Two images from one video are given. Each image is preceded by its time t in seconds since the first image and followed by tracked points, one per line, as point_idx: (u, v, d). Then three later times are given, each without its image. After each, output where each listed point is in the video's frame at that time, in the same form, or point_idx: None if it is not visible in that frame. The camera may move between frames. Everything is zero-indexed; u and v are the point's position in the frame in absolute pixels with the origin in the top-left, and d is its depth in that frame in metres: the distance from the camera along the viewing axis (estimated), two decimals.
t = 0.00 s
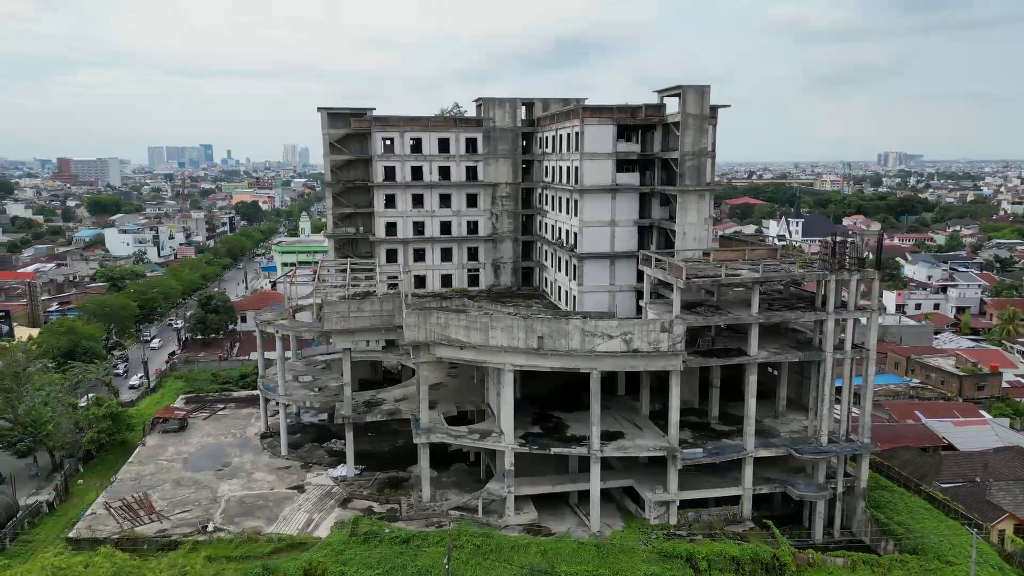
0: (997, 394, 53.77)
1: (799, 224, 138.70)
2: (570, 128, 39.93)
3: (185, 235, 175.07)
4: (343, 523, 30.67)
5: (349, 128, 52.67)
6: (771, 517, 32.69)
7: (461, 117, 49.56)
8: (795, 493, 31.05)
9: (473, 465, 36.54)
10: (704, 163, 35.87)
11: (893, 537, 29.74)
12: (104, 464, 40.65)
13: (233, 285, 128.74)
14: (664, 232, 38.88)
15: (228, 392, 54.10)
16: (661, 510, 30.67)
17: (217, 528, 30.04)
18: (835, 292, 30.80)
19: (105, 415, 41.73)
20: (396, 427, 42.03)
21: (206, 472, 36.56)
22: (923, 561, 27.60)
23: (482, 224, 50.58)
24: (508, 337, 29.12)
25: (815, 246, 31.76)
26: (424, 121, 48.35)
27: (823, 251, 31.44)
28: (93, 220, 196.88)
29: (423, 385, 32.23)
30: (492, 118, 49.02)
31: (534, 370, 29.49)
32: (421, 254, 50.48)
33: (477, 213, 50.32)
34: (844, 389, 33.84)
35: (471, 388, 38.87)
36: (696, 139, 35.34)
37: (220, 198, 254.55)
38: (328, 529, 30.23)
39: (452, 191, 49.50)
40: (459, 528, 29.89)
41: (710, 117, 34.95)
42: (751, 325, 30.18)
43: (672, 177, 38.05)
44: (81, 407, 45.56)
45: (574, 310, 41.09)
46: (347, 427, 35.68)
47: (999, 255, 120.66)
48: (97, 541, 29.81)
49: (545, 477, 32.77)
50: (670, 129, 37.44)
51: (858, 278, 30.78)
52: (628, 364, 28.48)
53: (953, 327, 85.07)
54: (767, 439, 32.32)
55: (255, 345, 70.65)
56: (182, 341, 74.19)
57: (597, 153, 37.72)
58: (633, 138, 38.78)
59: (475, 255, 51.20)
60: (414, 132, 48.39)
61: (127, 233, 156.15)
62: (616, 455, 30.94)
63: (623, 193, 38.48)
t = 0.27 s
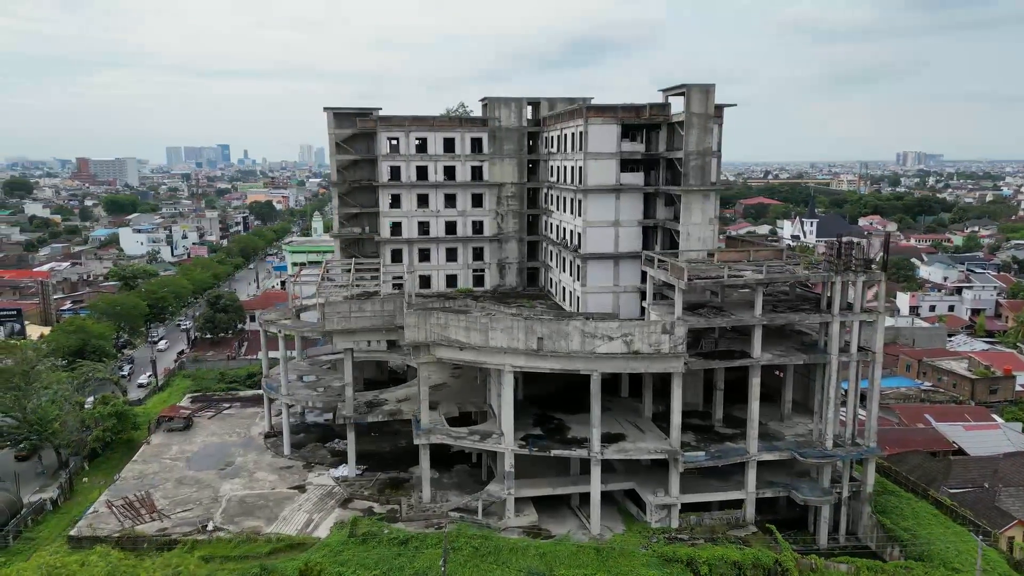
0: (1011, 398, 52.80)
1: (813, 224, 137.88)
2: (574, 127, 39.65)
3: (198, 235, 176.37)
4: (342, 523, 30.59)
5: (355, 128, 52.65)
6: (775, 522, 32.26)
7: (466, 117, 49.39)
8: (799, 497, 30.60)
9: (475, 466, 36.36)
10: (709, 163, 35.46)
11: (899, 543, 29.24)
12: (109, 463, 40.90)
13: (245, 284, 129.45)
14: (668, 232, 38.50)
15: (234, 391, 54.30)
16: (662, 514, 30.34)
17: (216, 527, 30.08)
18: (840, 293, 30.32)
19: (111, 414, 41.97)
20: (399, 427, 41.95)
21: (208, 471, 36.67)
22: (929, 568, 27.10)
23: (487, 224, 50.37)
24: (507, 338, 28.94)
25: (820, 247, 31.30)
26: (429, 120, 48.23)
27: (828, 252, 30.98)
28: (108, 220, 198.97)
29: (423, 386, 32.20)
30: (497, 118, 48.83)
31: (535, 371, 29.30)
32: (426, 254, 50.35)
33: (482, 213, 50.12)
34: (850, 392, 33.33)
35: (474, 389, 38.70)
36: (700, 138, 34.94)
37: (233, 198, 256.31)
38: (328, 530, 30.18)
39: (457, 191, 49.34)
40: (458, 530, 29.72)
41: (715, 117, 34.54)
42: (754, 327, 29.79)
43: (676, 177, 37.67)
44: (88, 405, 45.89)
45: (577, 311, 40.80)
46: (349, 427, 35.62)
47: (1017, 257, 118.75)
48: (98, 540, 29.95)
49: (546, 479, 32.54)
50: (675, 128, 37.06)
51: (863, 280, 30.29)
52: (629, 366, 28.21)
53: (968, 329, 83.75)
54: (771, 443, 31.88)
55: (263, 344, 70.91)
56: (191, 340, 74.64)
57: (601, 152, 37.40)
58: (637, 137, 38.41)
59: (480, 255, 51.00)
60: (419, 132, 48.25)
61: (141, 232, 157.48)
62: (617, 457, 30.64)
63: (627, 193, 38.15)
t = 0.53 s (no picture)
0: None
1: (827, 225, 136.89)
2: (578, 127, 39.37)
3: (211, 234, 177.64)
4: (342, 524, 30.54)
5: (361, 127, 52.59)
6: (779, 526, 31.86)
7: (472, 116, 49.23)
8: (803, 501, 30.18)
9: (476, 467, 36.21)
10: (713, 163, 35.04)
11: (905, 549, 28.77)
12: (114, 461, 41.15)
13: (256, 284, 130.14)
14: (673, 233, 38.13)
15: (240, 390, 54.51)
16: (663, 517, 30.05)
17: (217, 527, 30.12)
18: (846, 295, 29.89)
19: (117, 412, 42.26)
20: (403, 428, 41.87)
21: (211, 471, 36.78)
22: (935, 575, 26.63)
23: (492, 224, 50.17)
24: (507, 339, 28.78)
25: (826, 248, 30.86)
26: (434, 120, 48.07)
27: (833, 253, 30.53)
28: (124, 219, 201.04)
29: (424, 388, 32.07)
30: (502, 118, 48.63)
31: (534, 373, 29.12)
32: (431, 254, 50.21)
33: (487, 213, 49.92)
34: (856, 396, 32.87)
35: (476, 390, 38.53)
36: (704, 138, 34.55)
37: (246, 197, 257.98)
38: (328, 531, 30.14)
39: (462, 191, 49.17)
40: (458, 531, 29.59)
41: (719, 116, 34.14)
42: (757, 329, 29.41)
43: (681, 177, 37.28)
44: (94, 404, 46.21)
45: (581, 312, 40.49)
46: (350, 428, 35.56)
47: None
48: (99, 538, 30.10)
49: (547, 481, 32.33)
50: (680, 127, 36.69)
51: (869, 281, 29.82)
52: (629, 368, 27.98)
53: (983, 331, 82.50)
54: (775, 446, 31.46)
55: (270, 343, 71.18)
56: (200, 339, 75.09)
57: (605, 152, 37.12)
58: (642, 137, 38.09)
59: (485, 255, 50.80)
60: (424, 132, 48.16)
61: (154, 231, 158.67)
62: (619, 460, 30.36)
63: (631, 193, 37.82)
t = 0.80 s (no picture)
0: None
1: (841, 225, 135.60)
2: (582, 127, 39.09)
3: (224, 234, 178.80)
4: (341, 524, 30.52)
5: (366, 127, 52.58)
6: (782, 530, 31.49)
7: (477, 116, 49.07)
8: (806, 505, 29.78)
9: (478, 468, 36.08)
10: (717, 163, 34.66)
11: (910, 555, 28.31)
12: (119, 460, 41.45)
13: (267, 283, 130.73)
14: (677, 233, 37.80)
15: (246, 389, 54.74)
16: (664, 520, 29.77)
17: (217, 526, 30.21)
18: (850, 297, 29.46)
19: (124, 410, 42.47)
20: (406, 428, 41.82)
21: (214, 470, 36.92)
22: None
23: (497, 224, 50.00)
24: (506, 340, 28.61)
25: (830, 250, 30.42)
26: (439, 120, 47.98)
27: (838, 255, 30.09)
28: (138, 219, 202.99)
29: (424, 388, 31.97)
30: (508, 117, 48.45)
31: (534, 374, 28.94)
32: (436, 254, 50.14)
33: (492, 213, 49.76)
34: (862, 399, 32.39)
35: (478, 391, 38.40)
36: (708, 138, 34.17)
37: (259, 197, 259.51)
38: (327, 531, 30.13)
39: (467, 191, 49.04)
40: (457, 533, 29.45)
41: (723, 115, 33.75)
42: (759, 331, 29.05)
43: (686, 177, 36.93)
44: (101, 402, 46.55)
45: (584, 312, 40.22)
46: (352, 428, 35.53)
47: None
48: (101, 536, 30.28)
49: (547, 483, 32.14)
50: (684, 127, 36.34)
51: (875, 283, 29.36)
52: (629, 370, 27.72)
53: (999, 333, 81.15)
54: (778, 449, 31.07)
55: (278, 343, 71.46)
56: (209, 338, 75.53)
57: (608, 152, 36.83)
58: (646, 137, 37.77)
59: (490, 255, 50.64)
60: (429, 132, 48.06)
61: (168, 231, 159.97)
62: (619, 462, 30.11)
63: (635, 193, 37.51)
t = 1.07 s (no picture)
0: None
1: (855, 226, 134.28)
2: (585, 127, 38.90)
3: (236, 234, 179.96)
4: (340, 524, 30.53)
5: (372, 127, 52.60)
6: (784, 534, 31.15)
7: (482, 116, 48.98)
8: (809, 509, 29.42)
9: (479, 469, 35.96)
10: (720, 163, 34.35)
11: (914, 561, 27.90)
12: (124, 458, 41.74)
13: (277, 283, 131.35)
14: (680, 234, 37.51)
15: (252, 388, 54.96)
16: (664, 523, 29.51)
17: (217, 525, 30.31)
18: (854, 298, 29.09)
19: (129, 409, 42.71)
20: (408, 428, 41.78)
21: (216, 469, 37.08)
22: None
23: (502, 224, 49.86)
24: (505, 341, 28.50)
25: (834, 251, 30.05)
26: (443, 120, 47.94)
27: (842, 256, 29.72)
28: (152, 218, 204.85)
29: (423, 388, 31.92)
30: (512, 117, 48.30)
31: (533, 375, 28.82)
32: (440, 254, 50.08)
33: (497, 213, 49.63)
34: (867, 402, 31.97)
35: (480, 391, 38.28)
36: (711, 137, 33.87)
37: (271, 197, 260.99)
38: (325, 531, 30.14)
39: (471, 191, 48.96)
40: (455, 534, 29.36)
41: (726, 115, 33.43)
42: (761, 333, 28.75)
43: (689, 177, 36.64)
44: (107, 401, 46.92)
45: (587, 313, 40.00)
46: (352, 428, 35.53)
47: None
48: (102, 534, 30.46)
49: (547, 485, 31.97)
50: (687, 127, 36.06)
51: (879, 284, 28.97)
52: (628, 371, 27.53)
53: (1013, 336, 79.88)
54: (780, 452, 30.72)
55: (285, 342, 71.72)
56: (218, 338, 75.98)
57: (611, 152, 36.60)
58: (649, 137, 37.53)
59: (495, 256, 50.48)
60: (433, 132, 48.03)
61: (180, 230, 161.06)
62: (619, 464, 29.88)
63: (638, 193, 37.25)
